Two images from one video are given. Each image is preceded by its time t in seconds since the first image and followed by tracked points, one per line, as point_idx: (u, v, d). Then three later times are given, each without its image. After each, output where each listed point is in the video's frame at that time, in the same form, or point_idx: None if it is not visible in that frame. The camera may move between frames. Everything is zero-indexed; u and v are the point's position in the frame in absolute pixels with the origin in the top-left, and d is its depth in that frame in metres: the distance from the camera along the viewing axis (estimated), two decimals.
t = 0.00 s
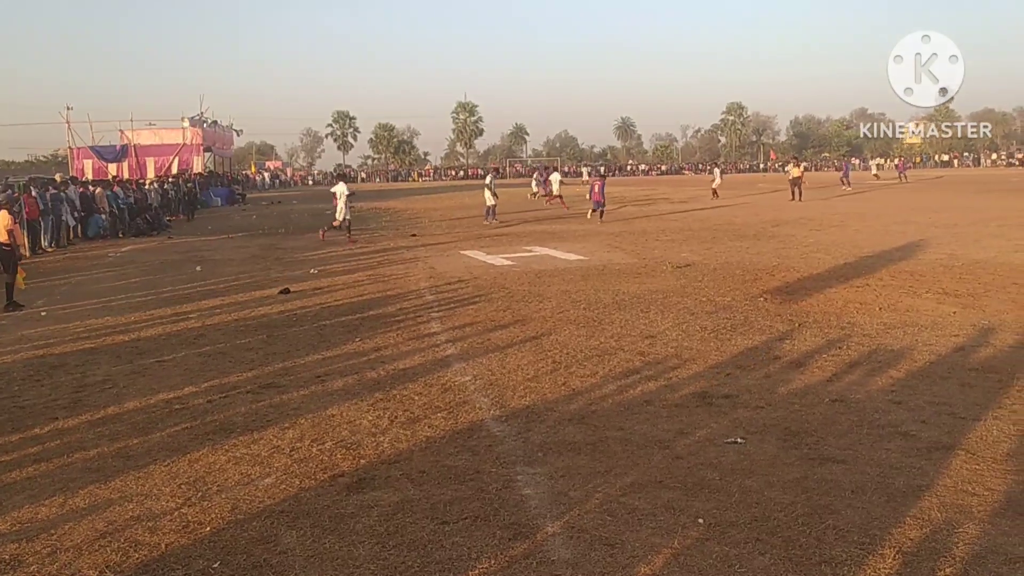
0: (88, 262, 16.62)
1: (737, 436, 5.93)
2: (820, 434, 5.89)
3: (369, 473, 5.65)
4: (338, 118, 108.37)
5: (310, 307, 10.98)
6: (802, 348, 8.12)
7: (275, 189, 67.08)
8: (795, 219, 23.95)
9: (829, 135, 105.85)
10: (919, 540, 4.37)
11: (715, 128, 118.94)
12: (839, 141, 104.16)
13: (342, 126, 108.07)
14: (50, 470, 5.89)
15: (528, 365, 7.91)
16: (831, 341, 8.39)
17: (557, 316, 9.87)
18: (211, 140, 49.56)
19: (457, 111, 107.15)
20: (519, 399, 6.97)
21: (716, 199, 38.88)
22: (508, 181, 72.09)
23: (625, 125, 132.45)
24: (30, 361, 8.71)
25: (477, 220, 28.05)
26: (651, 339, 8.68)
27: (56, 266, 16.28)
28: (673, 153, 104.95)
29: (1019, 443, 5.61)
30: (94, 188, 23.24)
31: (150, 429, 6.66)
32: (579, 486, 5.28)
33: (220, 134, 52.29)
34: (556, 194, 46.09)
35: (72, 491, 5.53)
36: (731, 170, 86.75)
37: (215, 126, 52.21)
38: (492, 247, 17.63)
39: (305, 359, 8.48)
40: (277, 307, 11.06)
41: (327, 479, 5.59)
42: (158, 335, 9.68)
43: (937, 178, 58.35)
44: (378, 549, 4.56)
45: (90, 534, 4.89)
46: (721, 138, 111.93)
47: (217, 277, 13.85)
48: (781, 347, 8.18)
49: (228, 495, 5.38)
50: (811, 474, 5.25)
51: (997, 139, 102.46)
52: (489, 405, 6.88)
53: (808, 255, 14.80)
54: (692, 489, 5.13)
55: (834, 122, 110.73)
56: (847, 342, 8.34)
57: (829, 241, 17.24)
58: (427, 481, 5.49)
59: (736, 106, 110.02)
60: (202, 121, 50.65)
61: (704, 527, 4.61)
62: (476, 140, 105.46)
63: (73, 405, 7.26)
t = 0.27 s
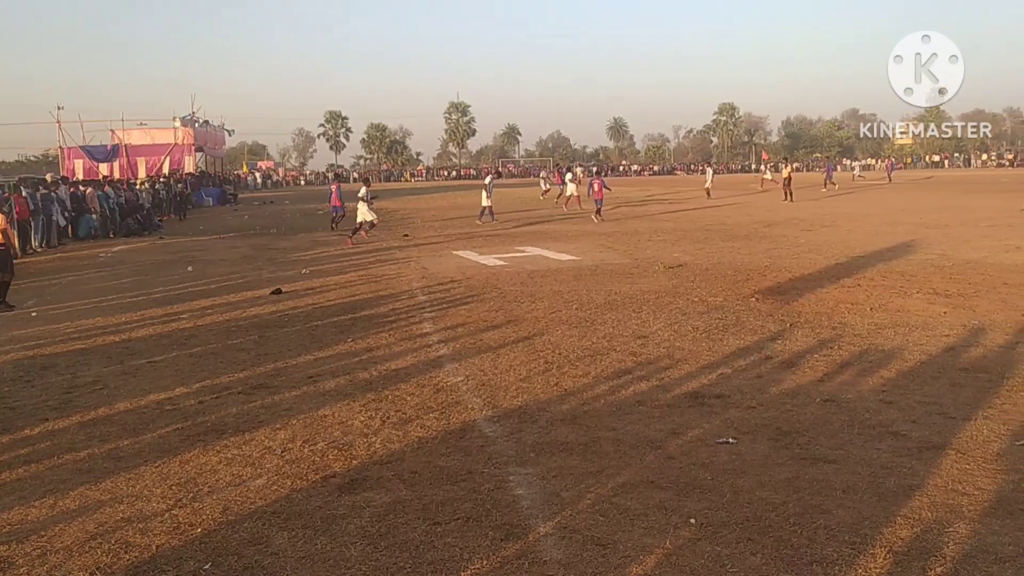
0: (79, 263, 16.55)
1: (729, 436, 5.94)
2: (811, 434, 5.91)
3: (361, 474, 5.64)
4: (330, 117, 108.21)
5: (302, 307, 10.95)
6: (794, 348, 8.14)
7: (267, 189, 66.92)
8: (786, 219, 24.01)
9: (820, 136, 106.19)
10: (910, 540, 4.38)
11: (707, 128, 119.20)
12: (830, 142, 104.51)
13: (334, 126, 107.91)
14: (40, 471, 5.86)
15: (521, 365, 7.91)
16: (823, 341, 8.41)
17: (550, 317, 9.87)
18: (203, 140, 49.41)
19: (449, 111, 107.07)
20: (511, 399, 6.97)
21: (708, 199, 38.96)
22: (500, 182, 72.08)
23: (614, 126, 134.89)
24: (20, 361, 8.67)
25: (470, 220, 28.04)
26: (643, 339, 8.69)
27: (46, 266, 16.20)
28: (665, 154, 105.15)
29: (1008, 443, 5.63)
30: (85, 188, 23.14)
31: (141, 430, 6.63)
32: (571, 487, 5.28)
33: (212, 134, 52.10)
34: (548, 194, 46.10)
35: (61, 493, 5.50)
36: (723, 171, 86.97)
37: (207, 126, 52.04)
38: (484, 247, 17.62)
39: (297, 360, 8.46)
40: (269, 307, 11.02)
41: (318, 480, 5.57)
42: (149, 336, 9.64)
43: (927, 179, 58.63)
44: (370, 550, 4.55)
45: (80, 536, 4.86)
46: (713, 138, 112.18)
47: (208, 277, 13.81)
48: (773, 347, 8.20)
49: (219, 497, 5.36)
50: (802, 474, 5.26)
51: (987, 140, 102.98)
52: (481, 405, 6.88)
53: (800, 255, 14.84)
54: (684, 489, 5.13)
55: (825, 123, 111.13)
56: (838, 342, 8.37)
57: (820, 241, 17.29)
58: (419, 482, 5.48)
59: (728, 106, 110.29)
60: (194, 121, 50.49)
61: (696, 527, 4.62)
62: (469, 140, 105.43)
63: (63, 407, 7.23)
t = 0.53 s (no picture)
0: (72, 263, 16.51)
1: (724, 436, 5.94)
2: (806, 433, 5.92)
3: (356, 475, 5.63)
4: (325, 118, 108.16)
5: (297, 308, 10.93)
6: (788, 348, 8.16)
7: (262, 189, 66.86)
8: (781, 220, 24.08)
9: (815, 137, 106.32)
10: (905, 539, 4.39)
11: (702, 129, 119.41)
12: (824, 142, 104.79)
13: (329, 126, 107.87)
14: (34, 472, 5.84)
15: (516, 366, 7.91)
16: (817, 341, 8.43)
17: (545, 317, 9.88)
18: (197, 140, 49.35)
19: (444, 111, 107.09)
20: (506, 400, 6.97)
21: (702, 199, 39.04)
22: (495, 182, 72.12)
23: (610, 125, 134.86)
24: (14, 362, 8.64)
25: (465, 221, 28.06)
26: (639, 339, 8.70)
27: (40, 266, 16.15)
28: (660, 154, 105.33)
29: (1002, 442, 5.65)
30: (79, 189, 23.08)
31: (135, 431, 6.61)
32: (566, 487, 5.28)
33: (207, 134, 52.03)
34: (543, 194, 46.14)
35: (55, 493, 5.48)
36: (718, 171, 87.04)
37: (202, 126, 51.98)
38: (480, 247, 17.63)
39: (292, 360, 8.45)
40: (264, 308, 11.01)
41: (313, 481, 5.56)
42: (143, 336, 9.62)
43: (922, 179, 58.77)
44: (365, 551, 4.54)
45: (74, 537, 4.85)
46: (708, 139, 112.40)
47: (203, 278, 13.79)
48: (768, 348, 8.22)
49: (214, 497, 5.35)
50: (797, 474, 5.27)
51: (981, 140, 103.29)
52: (477, 405, 6.88)
53: (794, 255, 14.88)
54: (679, 489, 5.14)
55: (820, 123, 111.43)
56: (833, 342, 8.39)
57: (814, 241, 17.35)
58: (414, 482, 5.47)
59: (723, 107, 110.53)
60: (188, 121, 50.44)
61: (691, 527, 4.62)
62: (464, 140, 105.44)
63: (57, 407, 7.21)
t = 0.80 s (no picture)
0: (69, 263, 16.49)
1: (721, 436, 5.94)
2: (803, 433, 5.92)
3: (353, 475, 5.62)
4: (323, 118, 108.12)
5: (294, 308, 10.93)
6: (786, 348, 8.16)
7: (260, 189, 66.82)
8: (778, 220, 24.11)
9: (812, 137, 106.45)
10: (902, 539, 4.39)
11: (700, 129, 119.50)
12: (822, 143, 104.92)
13: (326, 126, 107.84)
14: (31, 472, 5.83)
15: (514, 366, 7.91)
16: (815, 341, 8.44)
17: (542, 317, 9.88)
18: (195, 140, 49.30)
19: (442, 111, 107.09)
20: (503, 400, 6.96)
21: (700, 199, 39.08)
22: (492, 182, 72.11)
23: (608, 125, 134.90)
24: (11, 362, 8.63)
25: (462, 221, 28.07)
26: (636, 339, 8.71)
27: (36, 267, 16.12)
28: (657, 154, 105.39)
29: (999, 442, 5.65)
30: (76, 189, 23.05)
31: (132, 431, 6.60)
32: (563, 487, 5.27)
33: (204, 134, 52.01)
34: (541, 194, 46.15)
35: (52, 494, 5.47)
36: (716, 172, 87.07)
37: (199, 126, 51.95)
38: (477, 248, 17.63)
39: (289, 360, 8.44)
40: (261, 308, 11.00)
41: (310, 481, 5.55)
42: (141, 336, 9.61)
43: (920, 179, 58.80)
44: (362, 551, 4.54)
45: (71, 537, 4.84)
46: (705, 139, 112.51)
47: (201, 278, 13.77)
48: (765, 348, 8.22)
49: (211, 498, 5.34)
50: (795, 473, 5.27)
51: (978, 141, 103.41)
52: (474, 406, 6.87)
53: (791, 255, 14.89)
54: (677, 489, 5.13)
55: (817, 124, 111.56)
56: (830, 342, 8.40)
57: (812, 242, 17.37)
58: (412, 482, 5.46)
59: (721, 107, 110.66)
60: (186, 121, 50.40)
61: (689, 527, 4.62)
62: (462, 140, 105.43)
63: (54, 407, 7.19)
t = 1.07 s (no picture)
0: (67, 264, 16.47)
1: (719, 436, 5.95)
2: (801, 433, 5.92)
3: (351, 475, 5.62)
4: (321, 118, 108.11)
5: (292, 308, 10.93)
6: (784, 348, 8.16)
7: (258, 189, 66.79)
8: (776, 220, 24.13)
9: (810, 137, 106.51)
10: (899, 539, 4.39)
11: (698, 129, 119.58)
12: (820, 143, 104.99)
13: (325, 127, 107.78)
14: (28, 473, 5.82)
15: (512, 366, 7.91)
16: (813, 341, 8.44)
17: (540, 317, 9.88)
18: (193, 140, 49.25)
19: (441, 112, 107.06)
20: (501, 400, 6.96)
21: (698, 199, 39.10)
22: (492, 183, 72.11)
23: (607, 125, 134.90)
24: (8, 363, 8.61)
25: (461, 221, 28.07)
26: (634, 339, 8.71)
27: (34, 267, 16.08)
28: (655, 154, 105.49)
29: (997, 442, 5.65)
30: (74, 189, 23.02)
31: (130, 431, 6.60)
32: (561, 487, 5.27)
33: (203, 134, 51.98)
34: (539, 194, 46.15)
35: (49, 494, 5.46)
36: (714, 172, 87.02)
37: (197, 126, 51.90)
38: (475, 248, 17.62)
39: (287, 360, 8.44)
40: (259, 308, 10.99)
41: (308, 481, 5.55)
42: (139, 337, 9.60)
43: (917, 180, 58.86)
44: (360, 551, 4.53)
45: (68, 538, 4.83)
46: (704, 140, 112.55)
47: (199, 278, 13.76)
48: (763, 348, 8.22)
49: (208, 498, 5.34)
50: (793, 473, 5.26)
51: (976, 141, 103.44)
52: (472, 405, 6.87)
53: (789, 256, 14.90)
54: (675, 489, 5.13)
55: (816, 124, 111.63)
56: (828, 342, 8.40)
57: (810, 242, 17.38)
58: (409, 482, 5.46)
59: (719, 107, 110.70)
60: (184, 121, 50.29)
61: (686, 526, 4.62)
62: (460, 140, 105.42)
63: (51, 408, 7.18)
